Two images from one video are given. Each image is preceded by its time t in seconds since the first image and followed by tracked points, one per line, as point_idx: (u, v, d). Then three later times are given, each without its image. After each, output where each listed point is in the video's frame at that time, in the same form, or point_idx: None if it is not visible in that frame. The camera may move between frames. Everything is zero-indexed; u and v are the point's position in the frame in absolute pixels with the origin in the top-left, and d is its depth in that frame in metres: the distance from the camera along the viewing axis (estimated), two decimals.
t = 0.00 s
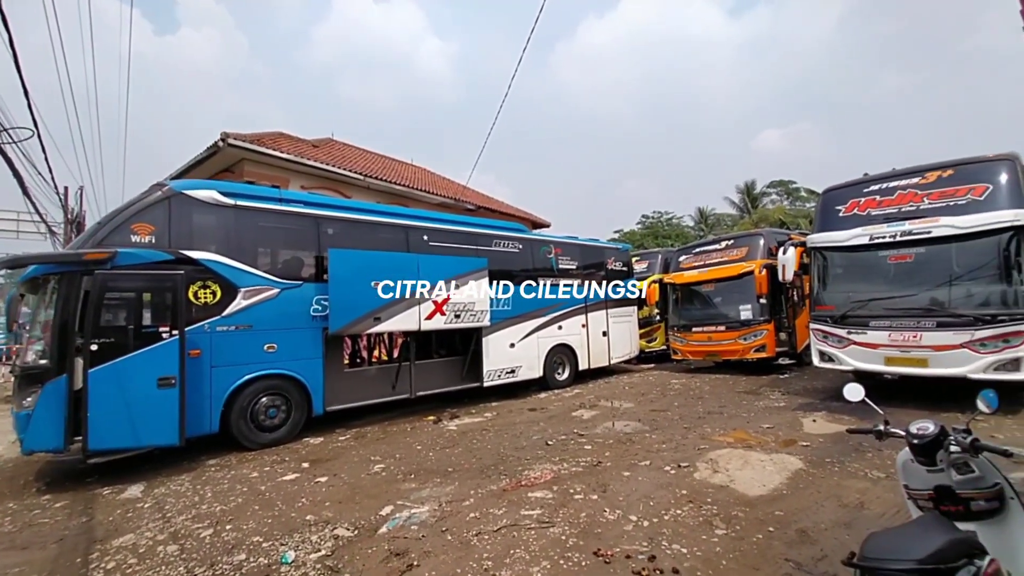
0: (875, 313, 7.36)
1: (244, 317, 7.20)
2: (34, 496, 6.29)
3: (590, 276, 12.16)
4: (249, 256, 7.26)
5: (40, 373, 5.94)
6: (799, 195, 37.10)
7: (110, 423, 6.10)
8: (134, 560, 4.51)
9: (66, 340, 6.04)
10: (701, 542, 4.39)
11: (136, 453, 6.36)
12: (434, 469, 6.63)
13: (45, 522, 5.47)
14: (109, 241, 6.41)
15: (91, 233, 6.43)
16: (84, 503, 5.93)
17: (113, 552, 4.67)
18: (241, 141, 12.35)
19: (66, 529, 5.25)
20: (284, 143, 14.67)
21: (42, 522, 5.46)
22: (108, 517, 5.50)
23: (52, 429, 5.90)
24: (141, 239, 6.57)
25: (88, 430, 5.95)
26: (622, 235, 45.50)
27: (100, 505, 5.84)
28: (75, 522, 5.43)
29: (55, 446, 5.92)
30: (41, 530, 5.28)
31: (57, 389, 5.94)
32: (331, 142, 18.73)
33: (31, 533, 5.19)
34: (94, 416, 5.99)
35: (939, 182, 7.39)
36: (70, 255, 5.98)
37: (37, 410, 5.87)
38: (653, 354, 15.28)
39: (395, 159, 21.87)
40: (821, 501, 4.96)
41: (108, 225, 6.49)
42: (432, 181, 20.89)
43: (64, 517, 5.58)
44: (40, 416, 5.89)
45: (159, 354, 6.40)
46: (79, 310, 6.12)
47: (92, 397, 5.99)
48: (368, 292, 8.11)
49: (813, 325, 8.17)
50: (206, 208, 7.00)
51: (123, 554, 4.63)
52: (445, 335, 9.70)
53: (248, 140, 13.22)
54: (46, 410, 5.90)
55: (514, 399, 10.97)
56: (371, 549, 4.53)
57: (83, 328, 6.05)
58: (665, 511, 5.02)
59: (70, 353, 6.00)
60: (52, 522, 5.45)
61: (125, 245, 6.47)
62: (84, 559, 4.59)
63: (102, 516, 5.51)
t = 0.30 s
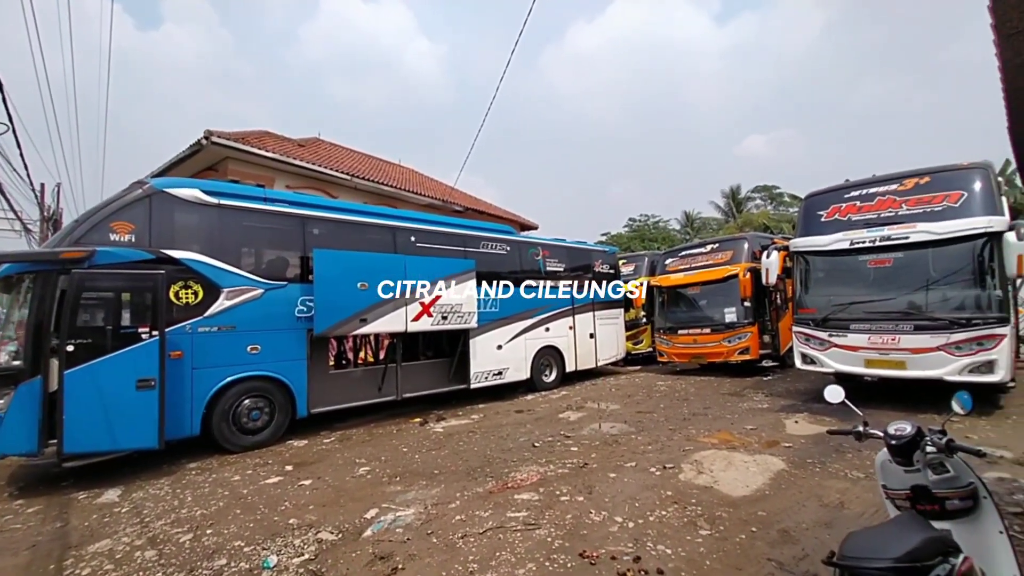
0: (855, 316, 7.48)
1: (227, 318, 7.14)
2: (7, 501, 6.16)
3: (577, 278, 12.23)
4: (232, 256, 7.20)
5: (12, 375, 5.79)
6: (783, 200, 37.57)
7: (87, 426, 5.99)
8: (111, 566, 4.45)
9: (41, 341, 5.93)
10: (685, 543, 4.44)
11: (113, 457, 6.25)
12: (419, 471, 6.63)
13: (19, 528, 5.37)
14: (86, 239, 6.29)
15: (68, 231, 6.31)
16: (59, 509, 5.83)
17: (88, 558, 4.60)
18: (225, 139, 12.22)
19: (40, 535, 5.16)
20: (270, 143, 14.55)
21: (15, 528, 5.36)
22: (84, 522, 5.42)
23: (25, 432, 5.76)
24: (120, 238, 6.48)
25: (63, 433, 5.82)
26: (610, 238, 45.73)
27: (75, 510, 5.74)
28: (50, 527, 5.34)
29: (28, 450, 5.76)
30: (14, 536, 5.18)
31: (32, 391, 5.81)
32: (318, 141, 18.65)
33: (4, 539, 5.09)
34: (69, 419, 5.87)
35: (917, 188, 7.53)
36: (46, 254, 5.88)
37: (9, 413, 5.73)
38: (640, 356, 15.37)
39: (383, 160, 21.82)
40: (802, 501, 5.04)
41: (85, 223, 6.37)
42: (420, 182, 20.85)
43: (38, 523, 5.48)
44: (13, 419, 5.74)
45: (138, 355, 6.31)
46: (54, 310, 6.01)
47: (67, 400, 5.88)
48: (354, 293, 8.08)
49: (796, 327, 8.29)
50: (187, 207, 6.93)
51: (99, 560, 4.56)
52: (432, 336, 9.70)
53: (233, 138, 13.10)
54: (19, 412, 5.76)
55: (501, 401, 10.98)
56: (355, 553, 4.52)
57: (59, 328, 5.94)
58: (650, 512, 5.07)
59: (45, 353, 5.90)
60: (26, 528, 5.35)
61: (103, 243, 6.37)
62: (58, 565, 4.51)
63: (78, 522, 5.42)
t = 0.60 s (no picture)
0: (841, 313, 7.58)
1: (214, 316, 7.09)
2: None
3: (568, 276, 12.27)
4: (219, 253, 7.15)
5: None
6: (772, 198, 37.89)
7: (69, 426, 5.92)
8: (95, 567, 4.42)
9: (22, 339, 5.88)
10: (673, 538, 4.49)
11: (96, 457, 6.19)
12: (409, 469, 6.63)
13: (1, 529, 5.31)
14: (68, 236, 6.20)
15: (50, 227, 6.23)
16: (41, 510, 5.77)
17: (72, 560, 4.56)
18: (212, 135, 12.10)
19: (22, 537, 5.11)
20: (257, 138, 14.44)
21: None
22: (67, 523, 5.37)
23: (6, 431, 5.72)
24: (103, 234, 6.38)
25: (44, 433, 5.75)
26: (600, 236, 45.84)
27: (58, 512, 5.69)
28: (32, 529, 5.29)
29: (9, 451, 5.70)
30: None
31: (12, 389, 5.76)
32: (307, 137, 18.55)
33: None
34: (51, 419, 5.80)
35: (901, 188, 7.64)
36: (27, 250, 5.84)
37: None
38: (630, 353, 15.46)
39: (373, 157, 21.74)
40: (789, 496, 5.10)
41: (67, 218, 6.28)
42: (410, 179, 20.79)
43: (20, 524, 5.43)
44: None
45: (122, 354, 6.24)
46: (35, 307, 5.96)
47: (49, 400, 5.80)
48: (343, 290, 8.05)
49: (783, 324, 8.38)
50: (173, 203, 6.87)
51: (83, 562, 4.53)
52: (422, 334, 9.69)
53: (219, 133, 12.98)
54: None
55: (492, 398, 11.00)
56: (345, 552, 4.52)
57: (41, 327, 5.85)
58: (639, 508, 5.11)
59: (26, 351, 5.87)
60: (8, 529, 5.29)
61: (86, 240, 6.28)
62: (41, 567, 4.47)
63: (61, 523, 5.38)
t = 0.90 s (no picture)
0: (831, 314, 7.64)
1: (203, 318, 7.05)
2: None
3: (560, 277, 12.30)
4: (209, 254, 7.11)
5: None
6: (762, 200, 38.18)
7: (54, 431, 5.85)
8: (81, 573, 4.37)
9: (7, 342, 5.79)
10: (666, 538, 4.51)
11: (82, 461, 6.12)
12: (402, 472, 6.61)
13: None
14: (53, 236, 6.14)
15: (35, 228, 6.16)
16: (27, 515, 5.71)
17: (57, 566, 4.52)
18: (201, 135, 12.02)
19: (7, 543, 5.05)
20: (248, 138, 14.36)
21: None
22: (53, 529, 5.32)
23: None
24: (89, 235, 6.34)
25: (28, 438, 5.67)
26: (593, 237, 45.96)
27: (42, 517, 5.63)
28: (17, 535, 5.23)
29: None
30: None
31: None
32: (298, 137, 18.50)
33: None
34: (36, 423, 5.73)
35: (888, 191, 7.72)
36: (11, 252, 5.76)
37: None
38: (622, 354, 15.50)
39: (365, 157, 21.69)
40: (779, 495, 5.14)
41: (53, 220, 6.21)
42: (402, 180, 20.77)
43: (5, 530, 5.37)
44: None
45: (109, 357, 6.18)
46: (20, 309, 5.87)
47: (34, 403, 5.73)
48: (334, 292, 8.02)
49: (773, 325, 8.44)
50: (162, 204, 6.82)
51: (70, 568, 4.49)
52: (414, 336, 9.68)
53: (209, 133, 12.90)
54: None
55: (484, 400, 10.99)
56: (336, 555, 4.51)
57: (26, 329, 5.79)
58: (631, 509, 5.13)
59: (11, 355, 5.77)
60: None
61: (72, 241, 6.22)
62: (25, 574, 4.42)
63: (46, 529, 5.32)
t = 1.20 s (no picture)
0: (819, 314, 7.72)
1: (191, 317, 7.00)
2: None
3: (552, 277, 12.33)
4: (198, 253, 7.07)
5: None
6: (752, 201, 38.47)
7: (38, 431, 5.79)
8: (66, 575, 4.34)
9: None
10: (656, 537, 4.54)
11: (66, 461, 6.07)
12: (393, 471, 6.61)
13: None
14: (37, 234, 6.06)
15: (19, 225, 6.08)
16: (10, 517, 5.65)
17: (42, 569, 4.48)
18: (190, 132, 11.93)
19: None
20: (238, 136, 14.26)
21: None
22: (37, 531, 5.27)
23: None
24: (74, 233, 6.26)
25: (11, 438, 5.61)
26: (584, 237, 46.08)
27: (26, 519, 5.57)
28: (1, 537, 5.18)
29: None
30: None
31: None
32: (289, 135, 18.39)
33: None
34: (19, 424, 5.67)
35: (876, 192, 7.81)
36: None
37: None
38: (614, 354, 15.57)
39: (356, 156, 21.62)
40: (768, 493, 5.19)
41: (37, 217, 6.13)
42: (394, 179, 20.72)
43: None
44: None
45: (95, 356, 6.12)
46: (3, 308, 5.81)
47: (17, 404, 5.66)
48: (325, 291, 7.99)
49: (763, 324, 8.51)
50: (149, 202, 6.77)
51: (55, 570, 4.45)
52: (406, 335, 9.67)
53: (198, 131, 12.80)
54: None
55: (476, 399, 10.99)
56: (327, 556, 4.50)
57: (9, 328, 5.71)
58: (621, 507, 5.17)
59: None
60: None
61: (56, 238, 6.15)
62: None
63: (31, 531, 5.27)
